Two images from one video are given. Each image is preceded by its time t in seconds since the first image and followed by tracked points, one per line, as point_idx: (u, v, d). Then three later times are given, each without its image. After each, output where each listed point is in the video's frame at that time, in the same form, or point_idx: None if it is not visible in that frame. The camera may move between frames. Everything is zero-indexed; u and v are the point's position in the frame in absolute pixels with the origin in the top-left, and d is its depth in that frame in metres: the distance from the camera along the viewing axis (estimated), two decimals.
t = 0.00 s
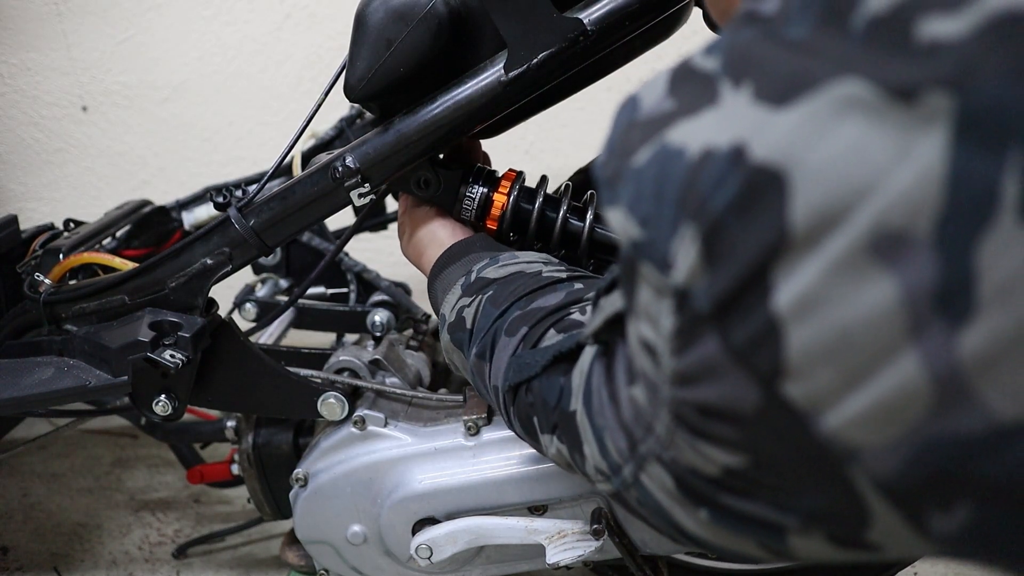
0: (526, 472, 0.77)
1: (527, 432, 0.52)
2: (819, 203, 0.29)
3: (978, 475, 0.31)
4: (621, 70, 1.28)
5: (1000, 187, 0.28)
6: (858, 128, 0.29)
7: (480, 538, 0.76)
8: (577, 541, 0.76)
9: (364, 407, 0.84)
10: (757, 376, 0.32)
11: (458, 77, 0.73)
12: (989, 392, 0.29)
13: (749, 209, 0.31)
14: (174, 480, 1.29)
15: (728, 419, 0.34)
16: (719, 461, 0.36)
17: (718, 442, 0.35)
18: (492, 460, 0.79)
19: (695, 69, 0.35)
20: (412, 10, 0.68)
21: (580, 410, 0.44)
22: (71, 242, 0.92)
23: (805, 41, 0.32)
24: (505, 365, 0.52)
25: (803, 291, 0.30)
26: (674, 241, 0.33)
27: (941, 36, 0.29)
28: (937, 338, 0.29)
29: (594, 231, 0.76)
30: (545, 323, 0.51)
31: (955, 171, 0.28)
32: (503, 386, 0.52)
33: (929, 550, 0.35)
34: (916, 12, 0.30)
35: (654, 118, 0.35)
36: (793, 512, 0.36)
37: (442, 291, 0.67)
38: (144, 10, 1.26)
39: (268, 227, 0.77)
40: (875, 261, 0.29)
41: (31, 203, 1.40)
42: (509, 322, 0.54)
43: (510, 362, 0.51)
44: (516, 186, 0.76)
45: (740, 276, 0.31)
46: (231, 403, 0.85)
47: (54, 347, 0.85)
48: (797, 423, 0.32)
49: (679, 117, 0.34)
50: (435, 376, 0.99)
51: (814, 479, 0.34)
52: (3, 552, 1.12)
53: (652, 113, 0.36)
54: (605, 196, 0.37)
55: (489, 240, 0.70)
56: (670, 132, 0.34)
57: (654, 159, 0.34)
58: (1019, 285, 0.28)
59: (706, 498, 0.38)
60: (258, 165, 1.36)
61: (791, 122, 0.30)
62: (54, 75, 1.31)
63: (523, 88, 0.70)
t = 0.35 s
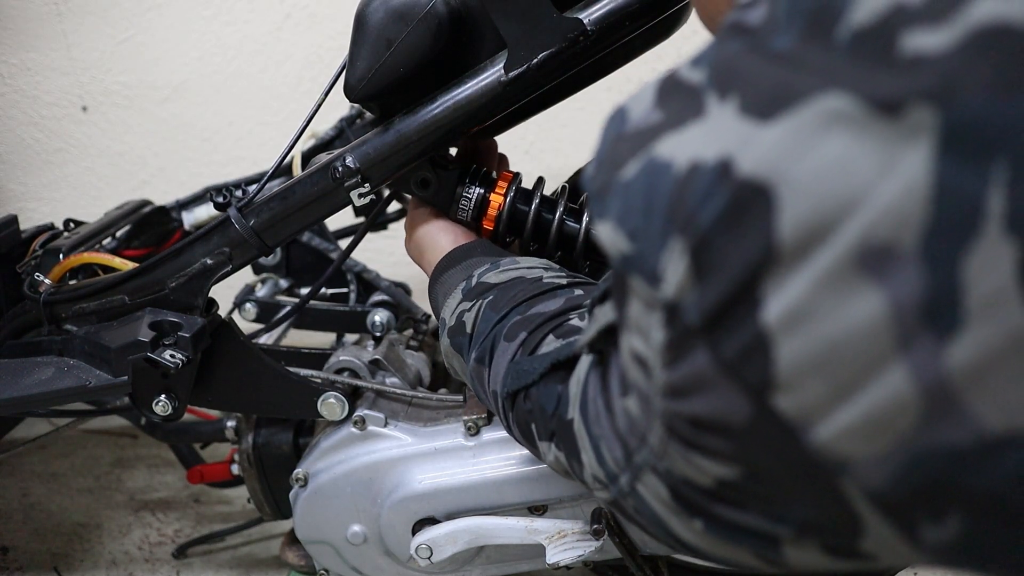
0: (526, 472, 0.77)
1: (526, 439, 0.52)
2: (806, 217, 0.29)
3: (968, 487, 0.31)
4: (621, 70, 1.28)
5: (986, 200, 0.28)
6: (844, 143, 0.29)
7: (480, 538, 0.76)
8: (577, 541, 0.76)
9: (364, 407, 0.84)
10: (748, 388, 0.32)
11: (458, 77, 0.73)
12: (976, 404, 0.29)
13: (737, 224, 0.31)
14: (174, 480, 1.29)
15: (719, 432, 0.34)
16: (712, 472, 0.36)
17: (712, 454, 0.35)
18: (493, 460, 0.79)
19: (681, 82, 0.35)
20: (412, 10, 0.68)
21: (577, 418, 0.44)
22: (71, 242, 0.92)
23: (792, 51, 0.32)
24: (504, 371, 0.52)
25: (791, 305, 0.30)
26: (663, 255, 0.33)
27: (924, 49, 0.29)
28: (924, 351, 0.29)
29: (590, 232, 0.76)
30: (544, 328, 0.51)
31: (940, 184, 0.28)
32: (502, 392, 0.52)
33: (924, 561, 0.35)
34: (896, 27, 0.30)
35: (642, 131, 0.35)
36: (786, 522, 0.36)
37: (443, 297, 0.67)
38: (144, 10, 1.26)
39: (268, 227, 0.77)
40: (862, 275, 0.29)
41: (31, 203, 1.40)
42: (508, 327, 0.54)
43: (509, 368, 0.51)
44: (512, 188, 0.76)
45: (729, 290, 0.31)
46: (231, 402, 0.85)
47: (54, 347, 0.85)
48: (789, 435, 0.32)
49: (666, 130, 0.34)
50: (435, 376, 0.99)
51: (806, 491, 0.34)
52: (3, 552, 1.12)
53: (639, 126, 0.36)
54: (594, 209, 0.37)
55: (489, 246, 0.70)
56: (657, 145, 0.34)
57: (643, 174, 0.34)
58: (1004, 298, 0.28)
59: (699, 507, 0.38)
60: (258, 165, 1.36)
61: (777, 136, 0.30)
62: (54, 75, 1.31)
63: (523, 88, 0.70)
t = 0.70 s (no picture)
0: (526, 473, 0.77)
1: (552, 463, 0.51)
2: (807, 214, 0.29)
3: (973, 483, 0.31)
4: (621, 70, 1.28)
5: (984, 190, 0.28)
6: (842, 139, 0.29)
7: (480, 538, 0.76)
8: (577, 540, 0.76)
9: (363, 407, 0.84)
10: (750, 389, 0.32)
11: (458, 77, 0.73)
12: (979, 396, 0.29)
13: (737, 224, 0.31)
14: (174, 480, 1.29)
15: (724, 436, 0.34)
16: (718, 478, 0.35)
17: (716, 459, 0.35)
18: (493, 460, 0.79)
19: (677, 86, 0.35)
20: (413, 10, 0.68)
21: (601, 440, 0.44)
22: (71, 242, 0.92)
23: (787, 50, 0.32)
24: (528, 398, 0.52)
25: (793, 303, 0.30)
26: (665, 259, 0.33)
27: (920, 43, 0.29)
28: (927, 345, 0.29)
29: (587, 237, 0.76)
30: (568, 352, 0.51)
31: (940, 176, 0.28)
32: (527, 418, 0.51)
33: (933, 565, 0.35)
34: (895, 20, 0.30)
35: (640, 136, 0.35)
36: (793, 530, 0.36)
37: (461, 307, 0.64)
38: (144, 10, 1.26)
39: (269, 228, 0.77)
40: (864, 269, 0.29)
41: (31, 203, 1.40)
42: (533, 349, 0.53)
43: (532, 397, 0.51)
44: (512, 190, 0.76)
45: (731, 290, 0.31)
46: (231, 403, 0.85)
47: (54, 347, 0.85)
48: (793, 434, 0.32)
49: (663, 134, 0.34)
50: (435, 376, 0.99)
51: (812, 491, 0.34)
52: (3, 552, 1.12)
53: (637, 132, 0.35)
54: (592, 217, 0.37)
55: (511, 253, 0.68)
56: (655, 150, 0.34)
57: (642, 179, 0.34)
58: (1006, 290, 0.28)
59: (709, 520, 0.38)
60: (258, 165, 1.36)
61: (774, 136, 0.30)
62: (54, 75, 1.31)
63: (523, 88, 0.70)
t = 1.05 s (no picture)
0: (526, 473, 0.77)
1: (558, 475, 0.51)
2: (798, 213, 0.29)
3: (962, 475, 0.31)
4: (621, 70, 1.28)
5: (966, 185, 0.28)
6: (831, 138, 0.29)
7: (480, 538, 0.76)
8: (577, 540, 0.76)
9: (363, 407, 0.84)
10: (746, 387, 0.32)
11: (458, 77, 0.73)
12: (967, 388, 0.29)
13: (732, 223, 0.31)
14: (174, 480, 1.29)
15: (722, 434, 0.34)
16: (720, 477, 0.35)
17: (715, 458, 0.35)
18: (493, 460, 0.79)
19: (673, 93, 0.35)
20: (412, 10, 0.68)
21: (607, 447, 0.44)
22: (71, 242, 0.92)
23: (780, 56, 0.32)
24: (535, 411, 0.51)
25: (785, 300, 0.30)
26: (663, 260, 0.33)
27: (905, 46, 0.29)
28: (916, 338, 0.29)
29: (583, 240, 0.76)
30: (575, 366, 0.51)
31: (924, 172, 0.28)
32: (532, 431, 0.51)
33: (934, 561, 0.35)
34: (880, 24, 0.30)
35: (637, 143, 0.35)
36: (793, 529, 0.35)
37: (470, 314, 0.64)
38: (144, 10, 1.26)
39: (269, 227, 0.77)
40: (853, 265, 0.29)
41: (31, 203, 1.40)
42: (541, 362, 0.53)
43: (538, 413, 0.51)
44: (509, 191, 0.76)
45: (727, 288, 0.31)
46: (231, 403, 0.85)
47: (53, 347, 0.85)
48: (788, 431, 0.32)
49: (659, 139, 0.34)
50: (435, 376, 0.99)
51: (809, 490, 0.34)
52: (3, 552, 1.12)
53: (635, 139, 0.35)
54: (592, 222, 0.37)
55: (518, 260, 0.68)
56: (651, 155, 0.34)
57: (639, 183, 0.34)
58: (991, 281, 0.28)
59: (712, 521, 0.38)
60: (258, 165, 1.36)
61: (765, 137, 0.30)
62: (54, 75, 1.31)
63: (523, 88, 0.70)
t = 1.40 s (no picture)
0: (526, 472, 0.77)
1: (551, 475, 0.51)
2: (798, 215, 0.29)
3: (963, 474, 0.31)
4: (621, 70, 1.28)
5: (965, 189, 0.28)
6: (830, 141, 0.29)
7: (480, 538, 0.76)
8: (577, 540, 0.76)
9: (363, 407, 0.84)
10: (746, 387, 0.32)
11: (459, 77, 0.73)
12: (966, 390, 0.29)
13: (731, 226, 0.31)
14: (174, 480, 1.29)
15: (722, 436, 0.34)
16: (717, 477, 0.36)
17: (714, 459, 0.35)
18: (493, 460, 0.79)
19: (672, 96, 0.35)
20: (412, 10, 0.68)
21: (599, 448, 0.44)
22: (71, 241, 0.92)
23: (777, 61, 0.32)
24: (527, 409, 0.51)
25: (785, 301, 0.30)
26: (662, 262, 0.33)
27: (903, 49, 0.29)
28: (914, 339, 0.29)
29: (584, 239, 0.76)
30: (567, 364, 0.50)
31: (923, 175, 0.28)
32: (526, 430, 0.51)
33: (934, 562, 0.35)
34: (878, 28, 0.30)
35: (636, 146, 0.35)
36: (791, 530, 0.36)
37: (462, 316, 0.64)
38: (144, 10, 1.26)
39: (269, 227, 0.77)
40: (853, 266, 0.29)
41: (31, 203, 1.40)
42: (532, 360, 0.53)
43: (530, 411, 0.51)
44: (510, 191, 0.76)
45: (726, 291, 0.31)
46: (232, 404, 0.85)
47: (54, 347, 0.85)
48: (788, 432, 0.32)
49: (658, 142, 0.34)
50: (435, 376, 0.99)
51: (809, 489, 0.34)
52: (3, 552, 1.12)
53: (634, 142, 0.35)
54: (592, 224, 0.37)
55: (508, 263, 0.68)
56: (650, 157, 0.34)
57: (638, 185, 0.34)
58: (989, 282, 0.28)
59: (711, 522, 0.38)
60: (258, 165, 1.36)
61: (764, 141, 0.30)
62: (54, 75, 1.31)
63: (523, 88, 0.70)
